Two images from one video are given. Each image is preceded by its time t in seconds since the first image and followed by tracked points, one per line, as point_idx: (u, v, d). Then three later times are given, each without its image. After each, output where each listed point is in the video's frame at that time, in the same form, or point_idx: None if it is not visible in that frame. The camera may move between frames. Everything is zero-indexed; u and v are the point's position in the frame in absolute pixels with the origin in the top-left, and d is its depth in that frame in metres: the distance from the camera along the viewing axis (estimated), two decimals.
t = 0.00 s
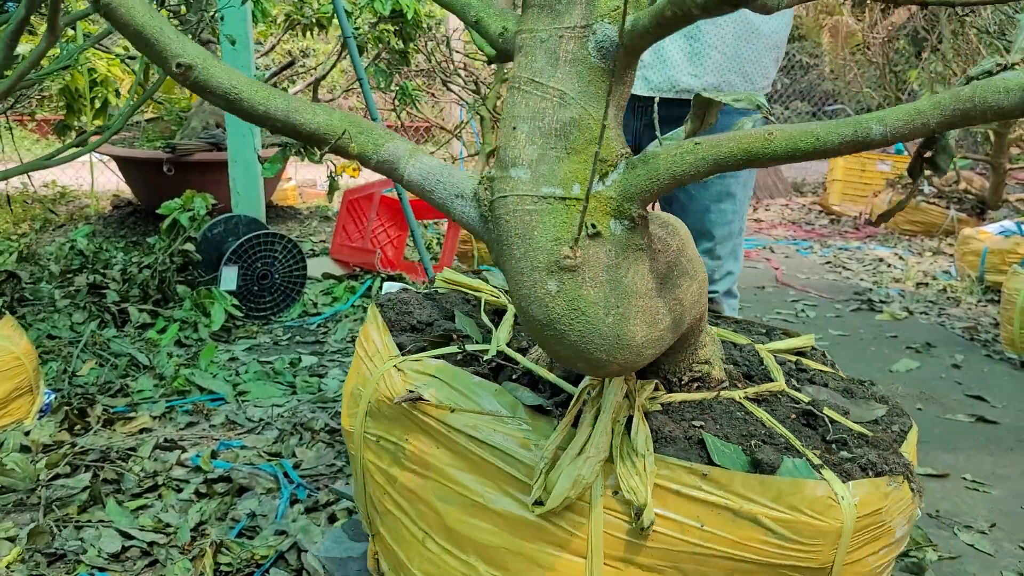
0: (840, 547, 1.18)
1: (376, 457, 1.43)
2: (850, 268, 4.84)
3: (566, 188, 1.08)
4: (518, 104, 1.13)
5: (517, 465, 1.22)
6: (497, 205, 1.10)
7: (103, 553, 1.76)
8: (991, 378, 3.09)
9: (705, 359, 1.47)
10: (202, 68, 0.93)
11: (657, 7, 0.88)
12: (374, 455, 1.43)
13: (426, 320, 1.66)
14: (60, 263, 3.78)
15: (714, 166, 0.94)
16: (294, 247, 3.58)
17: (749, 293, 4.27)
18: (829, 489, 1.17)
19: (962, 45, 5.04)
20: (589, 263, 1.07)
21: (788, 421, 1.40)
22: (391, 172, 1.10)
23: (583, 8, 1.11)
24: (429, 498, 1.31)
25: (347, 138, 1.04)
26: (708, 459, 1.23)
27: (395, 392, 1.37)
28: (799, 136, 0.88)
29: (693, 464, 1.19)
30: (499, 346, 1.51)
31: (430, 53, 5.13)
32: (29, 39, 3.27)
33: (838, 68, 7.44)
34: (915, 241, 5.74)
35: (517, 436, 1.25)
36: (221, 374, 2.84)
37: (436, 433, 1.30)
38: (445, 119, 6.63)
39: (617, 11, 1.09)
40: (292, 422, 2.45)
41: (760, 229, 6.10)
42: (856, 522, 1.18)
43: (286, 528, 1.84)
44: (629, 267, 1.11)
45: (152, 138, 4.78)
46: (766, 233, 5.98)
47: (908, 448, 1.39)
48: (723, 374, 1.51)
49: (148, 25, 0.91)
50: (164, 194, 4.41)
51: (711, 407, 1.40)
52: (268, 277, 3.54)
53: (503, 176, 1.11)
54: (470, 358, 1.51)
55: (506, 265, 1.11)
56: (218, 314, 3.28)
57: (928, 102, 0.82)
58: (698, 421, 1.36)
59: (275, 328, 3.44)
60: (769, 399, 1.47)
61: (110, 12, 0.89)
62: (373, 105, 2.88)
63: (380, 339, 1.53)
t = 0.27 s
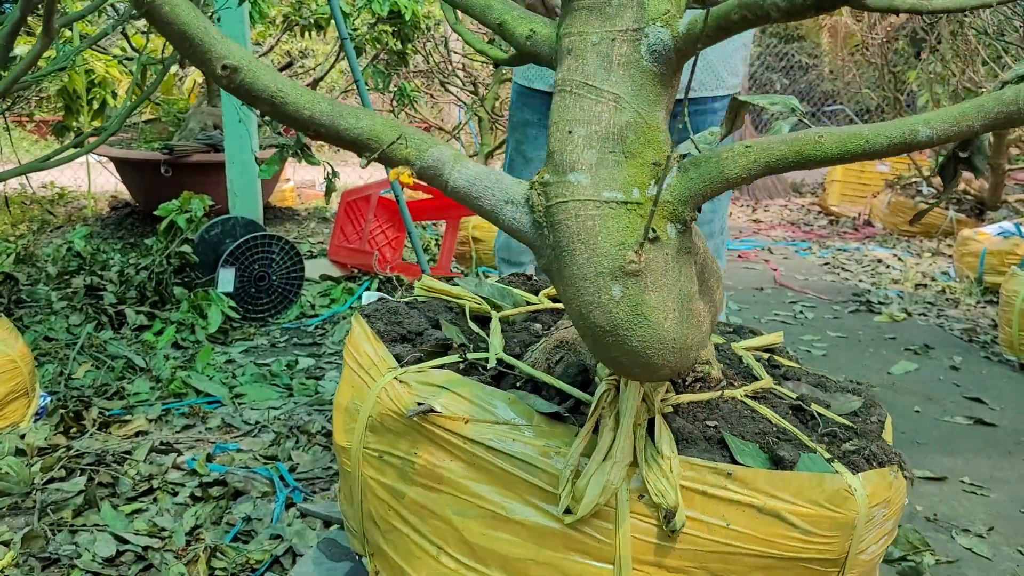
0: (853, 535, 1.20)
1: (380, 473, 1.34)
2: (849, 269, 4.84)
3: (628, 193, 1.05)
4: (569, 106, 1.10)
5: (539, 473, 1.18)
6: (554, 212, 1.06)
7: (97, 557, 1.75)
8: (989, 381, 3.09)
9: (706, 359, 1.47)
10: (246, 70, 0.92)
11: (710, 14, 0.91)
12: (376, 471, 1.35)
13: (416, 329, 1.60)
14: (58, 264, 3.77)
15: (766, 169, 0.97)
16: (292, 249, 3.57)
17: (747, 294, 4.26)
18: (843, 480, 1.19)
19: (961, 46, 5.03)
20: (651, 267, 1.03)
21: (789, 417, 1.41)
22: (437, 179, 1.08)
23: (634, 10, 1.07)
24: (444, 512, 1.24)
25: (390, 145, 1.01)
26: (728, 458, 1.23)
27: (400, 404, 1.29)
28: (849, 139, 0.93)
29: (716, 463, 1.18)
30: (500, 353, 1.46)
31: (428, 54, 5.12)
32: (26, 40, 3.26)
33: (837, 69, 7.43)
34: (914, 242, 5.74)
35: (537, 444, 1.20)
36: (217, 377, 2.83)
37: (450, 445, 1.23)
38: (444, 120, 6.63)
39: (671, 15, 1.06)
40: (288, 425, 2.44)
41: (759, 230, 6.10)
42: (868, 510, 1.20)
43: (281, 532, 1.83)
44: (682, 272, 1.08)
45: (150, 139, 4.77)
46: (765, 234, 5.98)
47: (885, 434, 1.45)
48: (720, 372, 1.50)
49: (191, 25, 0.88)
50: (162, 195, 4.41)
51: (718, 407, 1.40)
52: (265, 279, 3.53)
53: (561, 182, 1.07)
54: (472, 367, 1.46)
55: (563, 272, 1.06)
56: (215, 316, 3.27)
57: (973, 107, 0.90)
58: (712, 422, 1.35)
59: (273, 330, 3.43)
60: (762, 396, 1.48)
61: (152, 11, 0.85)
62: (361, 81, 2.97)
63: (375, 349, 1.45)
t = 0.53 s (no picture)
0: (863, 523, 1.24)
1: (384, 491, 1.29)
2: (848, 270, 4.83)
3: (684, 197, 1.08)
4: (608, 109, 1.14)
5: (562, 482, 1.17)
6: (612, 217, 1.08)
7: (92, 562, 1.74)
8: (989, 382, 3.08)
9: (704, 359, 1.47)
10: (299, 77, 0.90)
11: (768, 15, 0.98)
12: (380, 489, 1.30)
13: (406, 341, 1.57)
14: (55, 265, 3.76)
15: (810, 169, 1.07)
16: (289, 250, 3.55)
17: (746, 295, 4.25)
18: (853, 470, 1.23)
19: (960, 46, 5.01)
20: (708, 269, 1.06)
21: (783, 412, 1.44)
22: (485, 187, 1.06)
23: (679, 13, 1.11)
24: (460, 526, 1.21)
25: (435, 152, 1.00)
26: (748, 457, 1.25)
27: (410, 419, 1.24)
28: (886, 139, 1.04)
29: (736, 461, 1.20)
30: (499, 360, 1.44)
31: (426, 54, 5.11)
32: (22, 41, 3.24)
33: (836, 68, 7.42)
34: (913, 242, 5.73)
35: (558, 451, 1.19)
36: (214, 379, 2.82)
37: (467, 459, 1.20)
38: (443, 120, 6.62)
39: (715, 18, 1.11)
40: (285, 427, 2.44)
41: (758, 230, 6.09)
42: (875, 498, 1.24)
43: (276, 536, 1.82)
44: (725, 273, 1.12)
45: (147, 140, 4.76)
46: (764, 235, 5.96)
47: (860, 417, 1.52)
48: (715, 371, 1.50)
49: (245, 27, 0.83)
50: (159, 196, 4.40)
51: (722, 404, 1.41)
52: (262, 280, 3.52)
53: (617, 187, 1.09)
54: (473, 377, 1.43)
55: (621, 280, 1.07)
56: (212, 317, 3.26)
57: (1001, 109, 1.08)
58: (721, 420, 1.36)
59: (270, 332, 3.42)
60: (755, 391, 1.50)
61: (208, 20, 0.80)
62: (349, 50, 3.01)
63: (369, 362, 1.40)
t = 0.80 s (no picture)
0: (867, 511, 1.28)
1: (397, 516, 1.22)
2: (847, 271, 4.81)
3: (757, 201, 1.04)
4: (670, 113, 1.06)
5: (593, 494, 1.14)
6: (689, 224, 1.01)
7: (83, 568, 1.72)
8: (989, 385, 3.06)
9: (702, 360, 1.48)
10: (387, 83, 0.75)
11: (841, 13, 0.97)
12: (391, 514, 1.22)
13: (398, 357, 1.49)
14: (50, 267, 3.74)
15: (859, 170, 1.07)
16: (286, 251, 3.53)
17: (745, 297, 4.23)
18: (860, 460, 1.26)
19: (960, 47, 4.99)
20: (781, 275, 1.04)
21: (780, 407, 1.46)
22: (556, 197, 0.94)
23: (740, 15, 1.05)
24: (490, 547, 1.16)
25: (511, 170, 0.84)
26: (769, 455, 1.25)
27: (428, 439, 1.19)
28: (931, 138, 1.04)
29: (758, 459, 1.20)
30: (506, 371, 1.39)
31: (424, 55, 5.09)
32: (16, 41, 3.22)
33: (835, 69, 7.39)
34: (913, 243, 5.71)
35: (588, 462, 1.16)
36: (208, 382, 2.80)
37: (494, 477, 1.16)
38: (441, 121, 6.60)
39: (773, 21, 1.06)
40: (280, 431, 2.42)
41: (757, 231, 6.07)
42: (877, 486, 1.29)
43: (270, 542, 1.80)
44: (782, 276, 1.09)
45: (143, 140, 4.73)
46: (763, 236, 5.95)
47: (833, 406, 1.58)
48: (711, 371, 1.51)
49: (339, 29, 0.69)
50: (155, 197, 4.37)
51: (726, 403, 1.42)
52: (258, 282, 3.50)
53: (692, 193, 1.02)
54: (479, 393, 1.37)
55: (696, 288, 1.02)
56: (208, 319, 3.24)
57: None
58: (733, 418, 1.36)
59: (266, 334, 3.40)
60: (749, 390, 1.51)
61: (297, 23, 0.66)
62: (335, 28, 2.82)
63: (369, 381, 1.34)
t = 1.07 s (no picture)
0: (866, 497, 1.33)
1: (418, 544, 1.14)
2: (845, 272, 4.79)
3: (834, 202, 1.07)
4: (746, 112, 1.07)
5: (628, 502, 1.13)
6: (778, 224, 1.03)
7: None
8: (988, 387, 3.03)
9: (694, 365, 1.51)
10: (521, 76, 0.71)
11: (909, 13, 1.08)
12: (409, 541, 1.15)
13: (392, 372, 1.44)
14: (43, 268, 3.70)
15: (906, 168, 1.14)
16: (280, 252, 3.49)
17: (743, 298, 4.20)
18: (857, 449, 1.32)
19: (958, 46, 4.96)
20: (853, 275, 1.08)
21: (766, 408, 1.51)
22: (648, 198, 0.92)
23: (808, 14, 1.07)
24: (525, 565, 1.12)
25: (606, 171, 0.84)
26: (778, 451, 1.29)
27: (455, 457, 1.13)
28: (964, 136, 1.13)
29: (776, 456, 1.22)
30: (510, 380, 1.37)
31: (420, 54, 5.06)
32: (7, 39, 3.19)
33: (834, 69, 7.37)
34: (912, 243, 5.68)
35: (620, 471, 1.14)
36: (200, 385, 2.77)
37: (525, 493, 1.12)
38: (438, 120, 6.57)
39: (833, 20, 1.12)
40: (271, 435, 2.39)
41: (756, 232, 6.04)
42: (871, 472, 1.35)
43: (258, 549, 1.77)
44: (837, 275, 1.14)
45: (137, 140, 4.70)
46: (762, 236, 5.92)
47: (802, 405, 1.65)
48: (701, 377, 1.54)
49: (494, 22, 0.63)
50: (148, 197, 4.34)
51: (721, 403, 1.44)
52: (252, 283, 3.47)
53: (779, 193, 1.04)
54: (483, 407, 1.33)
55: (782, 289, 1.03)
56: (200, 321, 3.21)
57: None
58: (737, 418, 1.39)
59: (260, 336, 3.37)
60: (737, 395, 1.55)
61: (454, 27, 0.59)
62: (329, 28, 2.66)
63: (369, 399, 1.26)
